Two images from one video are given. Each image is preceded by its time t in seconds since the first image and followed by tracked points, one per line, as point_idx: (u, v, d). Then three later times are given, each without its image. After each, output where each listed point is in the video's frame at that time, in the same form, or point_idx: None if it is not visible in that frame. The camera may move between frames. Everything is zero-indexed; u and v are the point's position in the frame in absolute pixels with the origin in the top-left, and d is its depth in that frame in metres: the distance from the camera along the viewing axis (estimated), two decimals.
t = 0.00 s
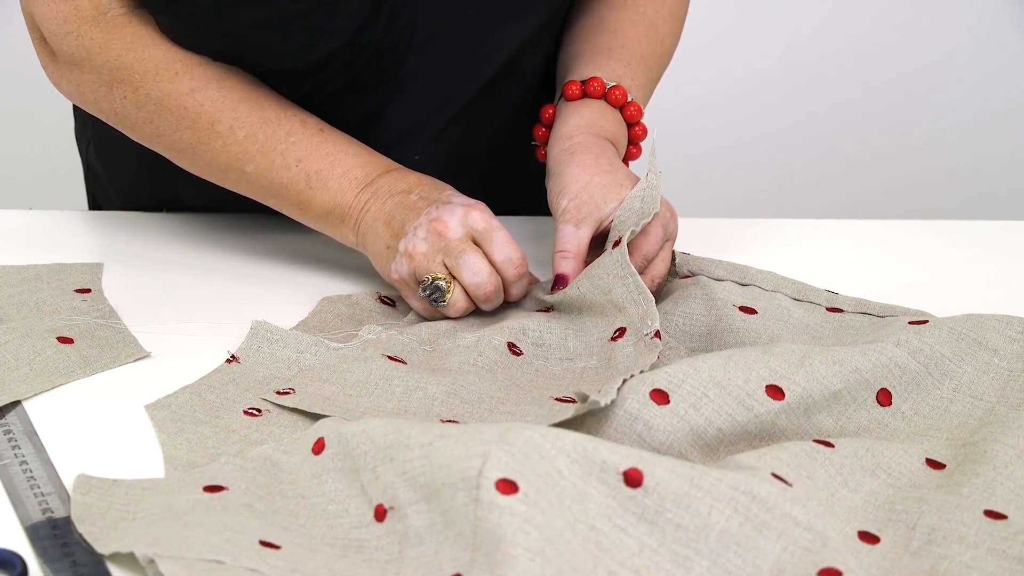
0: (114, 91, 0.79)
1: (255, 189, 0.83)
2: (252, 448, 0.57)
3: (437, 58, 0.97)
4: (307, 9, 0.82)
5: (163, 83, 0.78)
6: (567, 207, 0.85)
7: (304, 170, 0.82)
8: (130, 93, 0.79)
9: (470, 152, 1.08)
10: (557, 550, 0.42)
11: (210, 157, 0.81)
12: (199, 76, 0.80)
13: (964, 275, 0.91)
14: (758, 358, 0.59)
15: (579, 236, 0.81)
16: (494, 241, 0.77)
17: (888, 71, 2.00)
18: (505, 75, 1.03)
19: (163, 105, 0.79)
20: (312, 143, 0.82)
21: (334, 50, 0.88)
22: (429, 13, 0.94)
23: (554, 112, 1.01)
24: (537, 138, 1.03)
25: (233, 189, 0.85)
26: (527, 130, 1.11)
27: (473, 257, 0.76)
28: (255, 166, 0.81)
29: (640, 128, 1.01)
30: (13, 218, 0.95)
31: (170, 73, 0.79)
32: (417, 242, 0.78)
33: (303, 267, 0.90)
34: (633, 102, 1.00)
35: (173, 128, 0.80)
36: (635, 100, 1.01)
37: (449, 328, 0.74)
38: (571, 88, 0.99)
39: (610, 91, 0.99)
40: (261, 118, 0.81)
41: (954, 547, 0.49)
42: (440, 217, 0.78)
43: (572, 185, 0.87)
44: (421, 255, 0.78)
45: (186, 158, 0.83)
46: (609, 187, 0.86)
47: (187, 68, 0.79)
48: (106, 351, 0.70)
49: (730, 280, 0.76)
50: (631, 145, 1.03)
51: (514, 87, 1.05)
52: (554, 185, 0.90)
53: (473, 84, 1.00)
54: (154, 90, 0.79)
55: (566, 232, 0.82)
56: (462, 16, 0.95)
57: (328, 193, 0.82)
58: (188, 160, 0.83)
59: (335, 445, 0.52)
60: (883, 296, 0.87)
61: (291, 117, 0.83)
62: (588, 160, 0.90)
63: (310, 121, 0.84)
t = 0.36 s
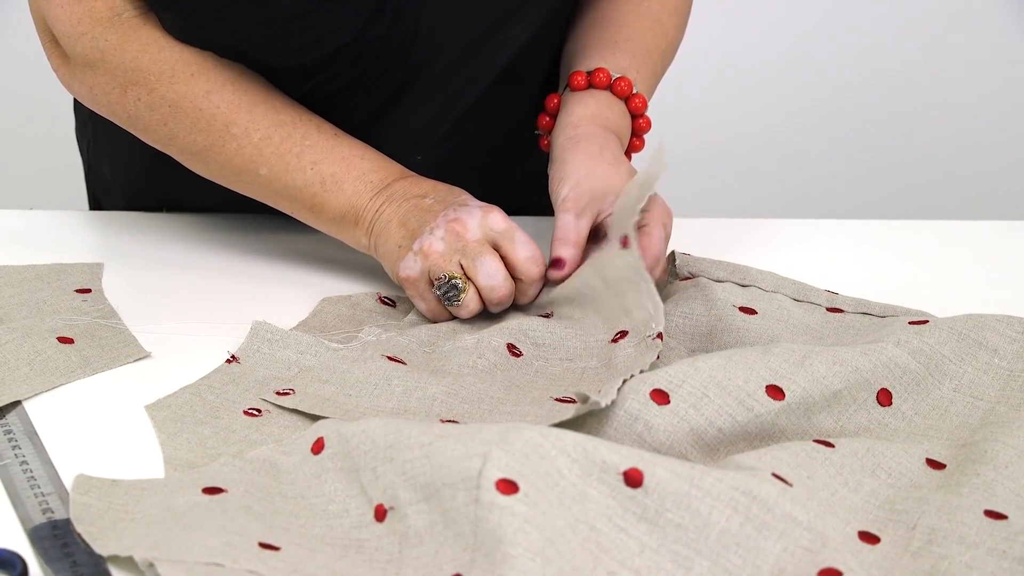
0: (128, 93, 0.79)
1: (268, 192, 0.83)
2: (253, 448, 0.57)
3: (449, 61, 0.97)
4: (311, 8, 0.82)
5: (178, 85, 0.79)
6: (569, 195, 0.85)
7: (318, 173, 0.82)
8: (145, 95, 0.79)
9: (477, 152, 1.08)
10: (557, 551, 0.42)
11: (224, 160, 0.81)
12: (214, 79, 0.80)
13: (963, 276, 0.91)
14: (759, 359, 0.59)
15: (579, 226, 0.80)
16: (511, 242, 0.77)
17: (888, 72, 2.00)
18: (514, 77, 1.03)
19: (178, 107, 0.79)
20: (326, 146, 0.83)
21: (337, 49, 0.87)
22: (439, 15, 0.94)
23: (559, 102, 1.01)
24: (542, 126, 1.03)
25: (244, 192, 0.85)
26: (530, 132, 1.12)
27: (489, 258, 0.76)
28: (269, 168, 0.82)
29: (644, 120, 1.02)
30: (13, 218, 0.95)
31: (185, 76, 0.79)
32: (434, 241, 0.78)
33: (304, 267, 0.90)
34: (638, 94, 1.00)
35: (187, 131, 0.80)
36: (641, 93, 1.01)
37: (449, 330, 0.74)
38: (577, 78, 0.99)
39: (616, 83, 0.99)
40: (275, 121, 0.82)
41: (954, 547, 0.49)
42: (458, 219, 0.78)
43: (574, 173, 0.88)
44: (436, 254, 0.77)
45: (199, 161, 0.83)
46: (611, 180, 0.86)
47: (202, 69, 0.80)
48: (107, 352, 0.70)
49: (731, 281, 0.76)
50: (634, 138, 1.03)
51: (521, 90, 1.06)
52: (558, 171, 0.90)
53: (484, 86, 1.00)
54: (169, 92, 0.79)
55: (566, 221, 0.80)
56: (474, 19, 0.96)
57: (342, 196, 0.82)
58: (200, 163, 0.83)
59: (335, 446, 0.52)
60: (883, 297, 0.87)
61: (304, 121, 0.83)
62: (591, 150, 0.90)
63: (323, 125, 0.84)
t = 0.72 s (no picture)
0: (121, 94, 0.79)
1: (263, 192, 0.83)
2: (253, 449, 0.57)
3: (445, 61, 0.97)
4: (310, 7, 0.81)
5: (170, 85, 0.79)
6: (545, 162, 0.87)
7: (309, 171, 0.82)
8: (138, 96, 0.79)
9: (473, 150, 1.08)
10: (557, 551, 0.42)
11: (218, 160, 0.82)
12: (207, 79, 0.80)
13: (963, 275, 0.91)
14: (759, 359, 0.59)
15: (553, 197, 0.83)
16: (503, 241, 0.77)
17: (888, 71, 2.00)
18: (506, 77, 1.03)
19: (171, 107, 0.79)
20: (317, 145, 0.82)
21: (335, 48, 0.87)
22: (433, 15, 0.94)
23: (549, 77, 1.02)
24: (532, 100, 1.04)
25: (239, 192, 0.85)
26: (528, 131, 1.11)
27: (481, 260, 0.76)
28: (263, 168, 0.81)
29: (632, 104, 1.02)
30: (14, 219, 0.96)
31: (177, 76, 0.79)
32: (427, 246, 0.78)
33: (304, 268, 0.90)
34: (627, 76, 1.01)
35: (180, 131, 0.81)
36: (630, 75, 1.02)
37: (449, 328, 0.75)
38: (569, 56, 1.00)
39: (607, 63, 1.00)
40: (268, 121, 0.81)
41: (954, 547, 0.49)
42: (449, 220, 0.78)
43: (552, 145, 0.89)
44: (429, 258, 0.77)
45: (192, 161, 0.83)
46: (586, 161, 0.89)
47: (194, 69, 0.80)
48: (107, 352, 0.70)
49: (731, 281, 0.75)
50: (620, 119, 1.04)
51: (519, 89, 1.06)
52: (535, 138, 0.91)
53: (481, 86, 1.00)
54: (162, 92, 0.79)
55: (544, 188, 0.83)
56: (467, 18, 0.96)
57: (335, 195, 0.82)
58: (195, 163, 0.83)
59: (336, 447, 0.52)
60: (883, 297, 0.87)
61: (297, 120, 0.83)
62: (573, 128, 0.92)
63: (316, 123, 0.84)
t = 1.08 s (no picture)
0: (83, 92, 0.79)
1: (223, 192, 0.82)
2: (254, 449, 0.57)
3: (422, 60, 0.96)
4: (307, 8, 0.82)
5: (125, 85, 0.78)
6: (554, 188, 0.87)
7: (272, 172, 0.80)
8: (96, 94, 0.79)
9: (468, 148, 1.08)
10: (557, 551, 0.42)
11: (178, 159, 0.81)
12: (163, 77, 0.79)
13: (964, 275, 0.91)
14: (759, 359, 0.59)
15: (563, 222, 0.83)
16: (452, 244, 0.76)
17: (887, 72, 2.00)
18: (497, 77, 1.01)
19: (127, 107, 0.79)
20: (282, 143, 0.80)
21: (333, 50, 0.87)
22: (412, 13, 0.92)
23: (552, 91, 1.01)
24: (529, 112, 1.03)
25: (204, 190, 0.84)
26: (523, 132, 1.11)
27: (439, 269, 0.76)
28: (218, 170, 0.80)
29: (631, 125, 1.02)
30: (14, 219, 0.96)
31: (132, 75, 0.78)
32: (400, 240, 0.76)
33: (304, 268, 0.90)
34: (631, 97, 1.01)
35: (138, 130, 0.80)
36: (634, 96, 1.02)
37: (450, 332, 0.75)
38: (574, 73, 0.99)
39: (612, 83, 0.99)
40: (220, 121, 0.79)
41: (955, 547, 0.49)
42: (391, 240, 0.76)
43: (561, 168, 0.89)
44: (392, 278, 0.78)
45: (156, 159, 0.82)
46: (596, 182, 0.89)
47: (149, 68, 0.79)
48: (107, 352, 0.70)
49: (732, 282, 0.75)
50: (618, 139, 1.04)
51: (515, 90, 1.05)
52: (543, 163, 0.91)
53: (472, 86, 1.00)
54: (118, 92, 0.78)
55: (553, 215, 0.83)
56: (438, 16, 0.94)
57: (290, 197, 0.80)
58: (159, 160, 0.82)
59: (337, 447, 0.52)
60: (884, 297, 0.87)
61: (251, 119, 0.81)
62: (581, 149, 0.92)
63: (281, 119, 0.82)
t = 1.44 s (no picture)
0: (67, 91, 0.81)
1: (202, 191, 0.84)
2: (254, 449, 0.57)
3: (416, 60, 0.95)
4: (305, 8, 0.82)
5: (105, 84, 0.79)
6: (551, 191, 0.87)
7: (244, 173, 0.80)
8: (78, 93, 0.80)
9: (469, 151, 1.07)
10: (557, 551, 0.42)
11: (159, 158, 0.82)
12: (141, 77, 0.80)
13: (964, 275, 0.91)
14: (759, 359, 0.59)
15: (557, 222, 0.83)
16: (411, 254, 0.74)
17: (887, 71, 2.00)
18: (491, 79, 1.00)
19: (107, 107, 0.80)
20: (253, 146, 0.81)
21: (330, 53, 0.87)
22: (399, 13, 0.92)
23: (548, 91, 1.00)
24: (526, 110, 1.02)
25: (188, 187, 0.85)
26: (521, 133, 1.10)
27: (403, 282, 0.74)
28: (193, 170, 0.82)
29: (626, 129, 1.03)
30: (14, 219, 0.96)
31: (110, 74, 0.79)
32: (359, 254, 0.75)
33: (303, 268, 0.90)
34: (627, 102, 1.01)
35: (119, 129, 0.81)
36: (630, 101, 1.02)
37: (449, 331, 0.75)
38: (573, 74, 0.99)
39: (609, 87, 0.99)
40: (195, 122, 0.80)
41: (955, 547, 0.49)
42: (354, 256, 0.76)
43: (558, 172, 0.89)
44: (365, 291, 0.77)
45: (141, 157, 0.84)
46: (593, 187, 0.88)
47: (126, 68, 0.80)
48: (107, 352, 0.70)
49: (732, 282, 0.75)
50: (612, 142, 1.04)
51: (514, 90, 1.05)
52: (541, 164, 0.91)
53: (466, 85, 0.98)
54: (98, 92, 0.80)
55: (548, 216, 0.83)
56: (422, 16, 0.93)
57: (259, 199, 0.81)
58: (142, 158, 0.84)
59: (336, 447, 0.52)
60: (884, 298, 0.87)
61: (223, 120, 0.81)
62: (579, 152, 0.92)
63: (254, 123, 0.82)
